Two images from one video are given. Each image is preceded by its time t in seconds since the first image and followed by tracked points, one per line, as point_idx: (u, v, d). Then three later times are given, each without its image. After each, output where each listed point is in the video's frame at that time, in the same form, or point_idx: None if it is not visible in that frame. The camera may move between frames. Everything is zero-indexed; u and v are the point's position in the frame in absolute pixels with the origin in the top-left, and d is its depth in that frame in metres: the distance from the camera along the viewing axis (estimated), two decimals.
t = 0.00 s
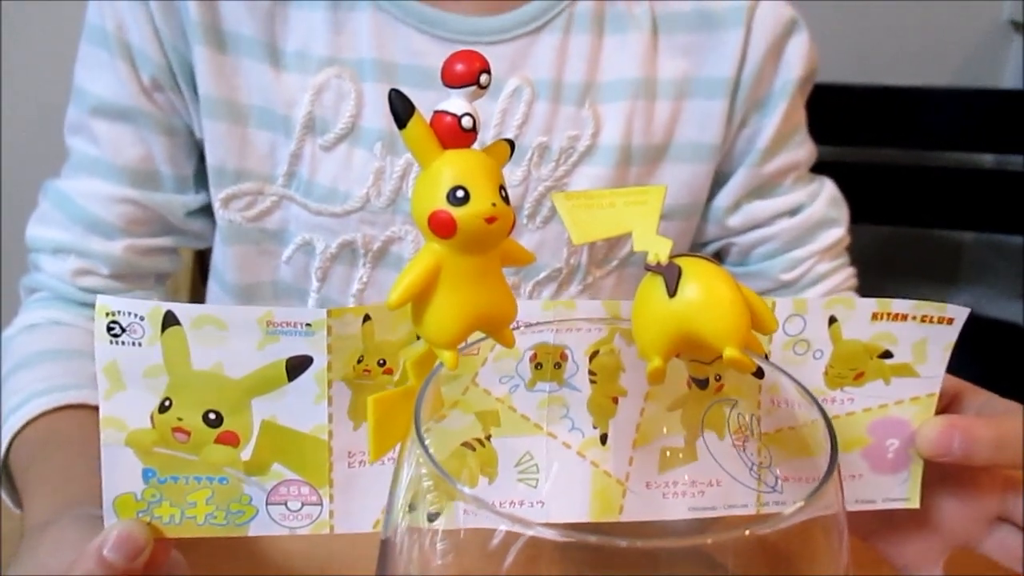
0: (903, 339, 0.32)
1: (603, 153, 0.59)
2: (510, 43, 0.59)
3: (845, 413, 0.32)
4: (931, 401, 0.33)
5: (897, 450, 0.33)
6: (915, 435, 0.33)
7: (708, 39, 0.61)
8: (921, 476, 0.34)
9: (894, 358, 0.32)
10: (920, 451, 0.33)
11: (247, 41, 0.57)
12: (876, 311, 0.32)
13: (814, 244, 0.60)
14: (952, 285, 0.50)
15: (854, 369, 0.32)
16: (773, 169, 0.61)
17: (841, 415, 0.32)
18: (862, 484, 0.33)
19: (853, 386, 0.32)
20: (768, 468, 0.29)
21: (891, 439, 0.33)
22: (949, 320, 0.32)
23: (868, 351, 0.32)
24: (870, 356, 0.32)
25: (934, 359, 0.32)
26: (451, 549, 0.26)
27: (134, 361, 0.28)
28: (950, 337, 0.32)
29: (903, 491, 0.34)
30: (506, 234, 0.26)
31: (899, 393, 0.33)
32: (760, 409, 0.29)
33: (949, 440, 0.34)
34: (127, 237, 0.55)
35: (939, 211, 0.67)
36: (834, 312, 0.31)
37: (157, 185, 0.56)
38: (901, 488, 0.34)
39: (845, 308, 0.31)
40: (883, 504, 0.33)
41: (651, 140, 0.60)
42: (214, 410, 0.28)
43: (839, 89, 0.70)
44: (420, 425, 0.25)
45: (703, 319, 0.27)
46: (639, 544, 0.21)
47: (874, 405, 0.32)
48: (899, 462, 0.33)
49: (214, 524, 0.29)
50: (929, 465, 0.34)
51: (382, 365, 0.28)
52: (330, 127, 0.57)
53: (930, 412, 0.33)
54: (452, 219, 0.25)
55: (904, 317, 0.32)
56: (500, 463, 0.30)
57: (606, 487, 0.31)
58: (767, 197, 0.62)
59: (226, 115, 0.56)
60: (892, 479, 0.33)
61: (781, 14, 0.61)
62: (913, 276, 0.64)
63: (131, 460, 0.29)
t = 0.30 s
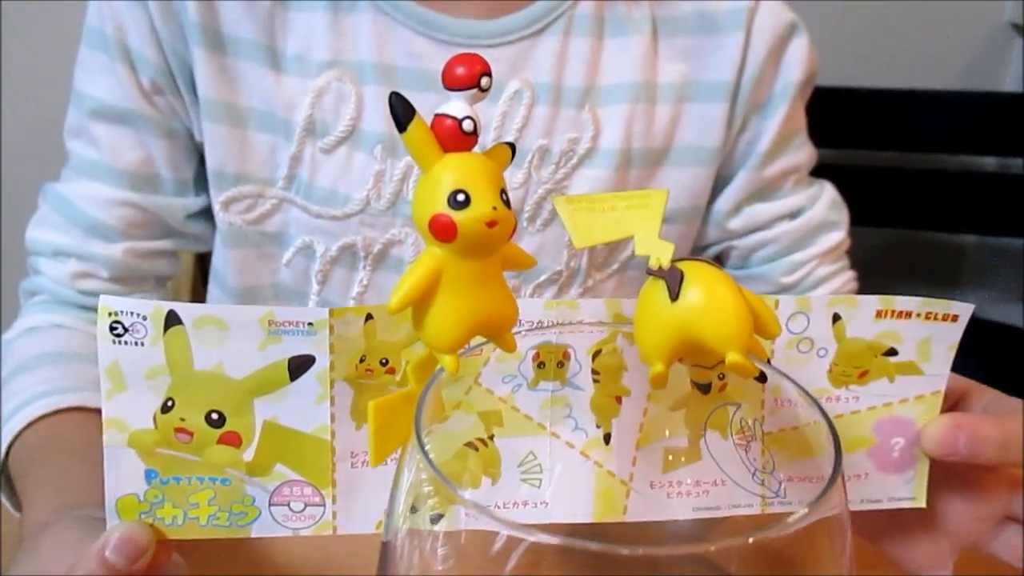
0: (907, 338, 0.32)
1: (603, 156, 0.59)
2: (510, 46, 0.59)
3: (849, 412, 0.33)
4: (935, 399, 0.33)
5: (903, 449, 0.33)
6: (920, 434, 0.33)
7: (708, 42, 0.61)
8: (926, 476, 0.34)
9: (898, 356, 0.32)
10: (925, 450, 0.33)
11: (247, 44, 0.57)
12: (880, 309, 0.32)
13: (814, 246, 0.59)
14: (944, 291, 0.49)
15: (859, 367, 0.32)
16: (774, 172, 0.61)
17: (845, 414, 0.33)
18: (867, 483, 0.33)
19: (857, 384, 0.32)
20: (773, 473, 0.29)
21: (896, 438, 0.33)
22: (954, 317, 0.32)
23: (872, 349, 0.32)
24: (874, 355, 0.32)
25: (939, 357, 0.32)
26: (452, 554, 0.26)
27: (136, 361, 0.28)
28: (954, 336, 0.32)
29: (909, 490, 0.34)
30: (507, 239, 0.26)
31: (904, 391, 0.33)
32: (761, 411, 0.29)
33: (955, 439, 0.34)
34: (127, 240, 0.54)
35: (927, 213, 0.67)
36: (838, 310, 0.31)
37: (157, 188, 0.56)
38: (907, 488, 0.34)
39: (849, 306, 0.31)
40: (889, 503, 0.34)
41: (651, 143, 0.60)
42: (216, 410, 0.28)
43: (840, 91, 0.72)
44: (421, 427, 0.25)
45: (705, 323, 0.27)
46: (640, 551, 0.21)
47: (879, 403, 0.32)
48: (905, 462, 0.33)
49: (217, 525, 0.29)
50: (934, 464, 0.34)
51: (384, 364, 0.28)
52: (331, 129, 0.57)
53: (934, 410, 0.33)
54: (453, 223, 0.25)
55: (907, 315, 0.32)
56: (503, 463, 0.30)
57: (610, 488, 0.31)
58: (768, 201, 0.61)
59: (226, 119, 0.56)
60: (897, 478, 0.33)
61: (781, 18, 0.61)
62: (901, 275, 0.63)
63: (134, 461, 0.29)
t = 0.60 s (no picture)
0: (908, 336, 0.32)
1: (604, 159, 0.59)
2: (510, 48, 0.59)
3: (851, 414, 0.32)
4: (939, 400, 0.33)
5: (906, 451, 0.33)
6: (925, 434, 0.33)
7: (709, 46, 0.61)
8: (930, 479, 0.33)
9: (901, 356, 0.32)
10: (929, 451, 0.33)
11: (247, 46, 0.57)
12: (883, 308, 0.32)
13: (814, 251, 0.60)
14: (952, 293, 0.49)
15: (861, 367, 0.32)
16: (774, 176, 0.61)
17: (847, 416, 0.32)
18: (870, 485, 0.33)
19: (860, 384, 0.32)
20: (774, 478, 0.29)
21: (899, 440, 0.33)
22: (954, 318, 0.32)
23: (874, 350, 0.32)
24: (876, 355, 0.32)
25: (941, 357, 0.32)
26: (451, 558, 0.26)
27: (137, 359, 0.28)
28: (956, 336, 0.32)
29: (913, 493, 0.33)
30: (507, 242, 0.26)
31: (907, 391, 0.33)
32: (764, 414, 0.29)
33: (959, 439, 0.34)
34: (126, 243, 0.54)
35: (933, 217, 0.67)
36: (841, 310, 0.32)
37: (157, 190, 0.56)
38: (910, 490, 0.33)
39: (851, 306, 0.32)
40: (893, 505, 0.33)
41: (652, 146, 0.60)
42: (218, 409, 0.28)
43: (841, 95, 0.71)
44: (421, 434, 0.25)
45: (703, 329, 0.27)
46: (641, 556, 0.21)
47: (881, 403, 0.32)
48: (908, 464, 0.33)
49: (218, 526, 0.29)
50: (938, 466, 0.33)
51: (386, 364, 0.28)
52: (331, 132, 0.57)
53: (939, 412, 0.33)
54: (453, 227, 0.25)
55: (909, 315, 0.32)
56: (505, 464, 0.30)
57: (612, 490, 0.31)
58: (769, 205, 0.61)
59: (226, 121, 0.56)
60: (902, 479, 0.33)
61: (781, 22, 0.61)
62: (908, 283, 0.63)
63: (135, 461, 0.29)
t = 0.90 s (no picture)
0: (909, 341, 0.33)
1: (607, 164, 0.59)
2: (512, 54, 0.58)
3: (852, 417, 0.33)
4: (939, 403, 0.34)
5: (906, 453, 0.34)
6: (926, 437, 0.34)
7: (712, 50, 0.61)
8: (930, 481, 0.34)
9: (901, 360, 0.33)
10: (930, 455, 0.34)
11: (249, 51, 0.57)
12: (883, 312, 0.33)
13: (817, 254, 0.60)
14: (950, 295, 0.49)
15: (861, 371, 0.33)
16: (778, 180, 0.61)
17: (848, 419, 0.33)
18: (871, 488, 0.33)
19: (860, 388, 0.33)
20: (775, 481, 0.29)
21: (899, 443, 0.33)
22: (955, 319, 0.33)
23: (875, 353, 0.33)
24: (876, 358, 0.33)
25: (941, 360, 0.33)
26: (453, 562, 0.26)
27: (138, 368, 0.29)
28: (956, 338, 0.33)
29: (914, 496, 0.34)
30: (509, 245, 0.26)
31: (908, 395, 0.33)
32: (764, 416, 0.29)
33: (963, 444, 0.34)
34: (128, 246, 0.55)
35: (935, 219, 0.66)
36: (840, 313, 0.32)
37: (158, 194, 0.56)
38: (911, 493, 0.34)
39: (851, 309, 0.32)
40: (894, 508, 0.34)
41: (654, 152, 0.60)
42: (218, 418, 0.29)
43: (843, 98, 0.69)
44: (422, 437, 0.25)
45: (710, 333, 0.27)
46: (642, 560, 0.21)
47: (882, 407, 0.33)
48: (908, 466, 0.34)
49: (218, 536, 0.30)
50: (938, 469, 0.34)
51: (385, 371, 0.29)
52: (333, 137, 0.56)
53: (939, 414, 0.34)
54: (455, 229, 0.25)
55: (910, 317, 0.33)
56: (508, 472, 0.29)
57: (614, 496, 0.31)
58: (772, 209, 0.62)
59: (226, 125, 0.56)
60: (903, 482, 0.34)
61: (784, 28, 0.61)
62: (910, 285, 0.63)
63: (136, 470, 0.30)
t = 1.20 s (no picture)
0: (896, 338, 0.34)
1: (606, 167, 0.59)
2: (513, 54, 0.59)
3: (840, 414, 0.34)
4: (927, 400, 0.35)
5: (895, 450, 0.34)
6: (914, 434, 0.35)
7: (715, 53, 0.61)
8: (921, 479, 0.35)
9: (889, 357, 0.34)
10: (919, 452, 0.34)
11: (251, 54, 0.57)
12: (869, 308, 0.34)
13: (819, 257, 0.60)
14: (950, 297, 0.49)
15: (849, 368, 0.34)
16: (778, 183, 0.62)
17: (836, 416, 0.34)
18: (860, 485, 0.34)
19: (848, 385, 0.34)
20: (773, 481, 0.29)
21: (888, 440, 0.34)
22: (943, 316, 0.34)
23: (862, 350, 0.34)
24: (864, 355, 0.34)
25: (929, 356, 0.34)
26: (453, 562, 0.26)
27: (121, 374, 0.30)
28: (944, 334, 0.34)
29: (905, 493, 0.35)
30: (510, 248, 0.26)
31: (895, 392, 0.34)
32: (756, 415, 0.29)
33: (947, 440, 0.35)
34: (128, 248, 0.55)
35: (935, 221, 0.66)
36: (828, 310, 0.33)
37: (159, 197, 0.56)
38: (903, 491, 0.35)
39: (839, 306, 0.34)
40: (883, 505, 0.35)
41: (654, 154, 0.60)
42: (203, 423, 0.30)
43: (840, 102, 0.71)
44: (422, 438, 0.25)
45: (709, 338, 0.27)
46: (643, 564, 0.21)
47: (870, 404, 0.34)
48: (898, 464, 0.35)
49: (205, 540, 0.31)
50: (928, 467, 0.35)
51: (373, 373, 0.29)
52: (333, 140, 0.57)
53: (927, 411, 0.35)
54: (456, 233, 0.25)
55: (897, 314, 0.34)
56: (497, 472, 0.29)
57: (605, 496, 0.32)
58: (773, 211, 0.62)
59: (228, 128, 0.56)
60: (893, 480, 0.35)
61: (786, 32, 0.61)
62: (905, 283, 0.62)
63: (120, 476, 0.30)
